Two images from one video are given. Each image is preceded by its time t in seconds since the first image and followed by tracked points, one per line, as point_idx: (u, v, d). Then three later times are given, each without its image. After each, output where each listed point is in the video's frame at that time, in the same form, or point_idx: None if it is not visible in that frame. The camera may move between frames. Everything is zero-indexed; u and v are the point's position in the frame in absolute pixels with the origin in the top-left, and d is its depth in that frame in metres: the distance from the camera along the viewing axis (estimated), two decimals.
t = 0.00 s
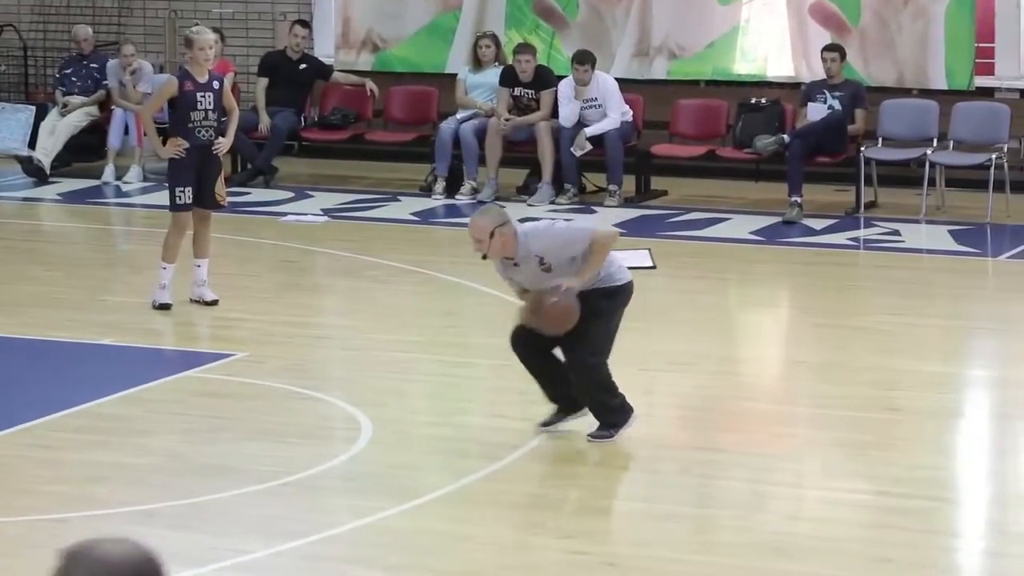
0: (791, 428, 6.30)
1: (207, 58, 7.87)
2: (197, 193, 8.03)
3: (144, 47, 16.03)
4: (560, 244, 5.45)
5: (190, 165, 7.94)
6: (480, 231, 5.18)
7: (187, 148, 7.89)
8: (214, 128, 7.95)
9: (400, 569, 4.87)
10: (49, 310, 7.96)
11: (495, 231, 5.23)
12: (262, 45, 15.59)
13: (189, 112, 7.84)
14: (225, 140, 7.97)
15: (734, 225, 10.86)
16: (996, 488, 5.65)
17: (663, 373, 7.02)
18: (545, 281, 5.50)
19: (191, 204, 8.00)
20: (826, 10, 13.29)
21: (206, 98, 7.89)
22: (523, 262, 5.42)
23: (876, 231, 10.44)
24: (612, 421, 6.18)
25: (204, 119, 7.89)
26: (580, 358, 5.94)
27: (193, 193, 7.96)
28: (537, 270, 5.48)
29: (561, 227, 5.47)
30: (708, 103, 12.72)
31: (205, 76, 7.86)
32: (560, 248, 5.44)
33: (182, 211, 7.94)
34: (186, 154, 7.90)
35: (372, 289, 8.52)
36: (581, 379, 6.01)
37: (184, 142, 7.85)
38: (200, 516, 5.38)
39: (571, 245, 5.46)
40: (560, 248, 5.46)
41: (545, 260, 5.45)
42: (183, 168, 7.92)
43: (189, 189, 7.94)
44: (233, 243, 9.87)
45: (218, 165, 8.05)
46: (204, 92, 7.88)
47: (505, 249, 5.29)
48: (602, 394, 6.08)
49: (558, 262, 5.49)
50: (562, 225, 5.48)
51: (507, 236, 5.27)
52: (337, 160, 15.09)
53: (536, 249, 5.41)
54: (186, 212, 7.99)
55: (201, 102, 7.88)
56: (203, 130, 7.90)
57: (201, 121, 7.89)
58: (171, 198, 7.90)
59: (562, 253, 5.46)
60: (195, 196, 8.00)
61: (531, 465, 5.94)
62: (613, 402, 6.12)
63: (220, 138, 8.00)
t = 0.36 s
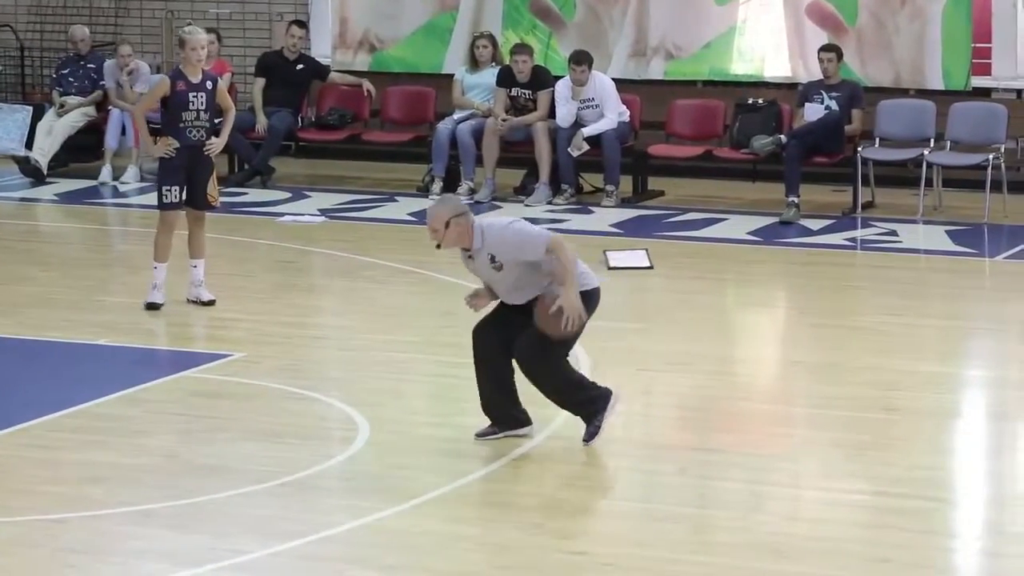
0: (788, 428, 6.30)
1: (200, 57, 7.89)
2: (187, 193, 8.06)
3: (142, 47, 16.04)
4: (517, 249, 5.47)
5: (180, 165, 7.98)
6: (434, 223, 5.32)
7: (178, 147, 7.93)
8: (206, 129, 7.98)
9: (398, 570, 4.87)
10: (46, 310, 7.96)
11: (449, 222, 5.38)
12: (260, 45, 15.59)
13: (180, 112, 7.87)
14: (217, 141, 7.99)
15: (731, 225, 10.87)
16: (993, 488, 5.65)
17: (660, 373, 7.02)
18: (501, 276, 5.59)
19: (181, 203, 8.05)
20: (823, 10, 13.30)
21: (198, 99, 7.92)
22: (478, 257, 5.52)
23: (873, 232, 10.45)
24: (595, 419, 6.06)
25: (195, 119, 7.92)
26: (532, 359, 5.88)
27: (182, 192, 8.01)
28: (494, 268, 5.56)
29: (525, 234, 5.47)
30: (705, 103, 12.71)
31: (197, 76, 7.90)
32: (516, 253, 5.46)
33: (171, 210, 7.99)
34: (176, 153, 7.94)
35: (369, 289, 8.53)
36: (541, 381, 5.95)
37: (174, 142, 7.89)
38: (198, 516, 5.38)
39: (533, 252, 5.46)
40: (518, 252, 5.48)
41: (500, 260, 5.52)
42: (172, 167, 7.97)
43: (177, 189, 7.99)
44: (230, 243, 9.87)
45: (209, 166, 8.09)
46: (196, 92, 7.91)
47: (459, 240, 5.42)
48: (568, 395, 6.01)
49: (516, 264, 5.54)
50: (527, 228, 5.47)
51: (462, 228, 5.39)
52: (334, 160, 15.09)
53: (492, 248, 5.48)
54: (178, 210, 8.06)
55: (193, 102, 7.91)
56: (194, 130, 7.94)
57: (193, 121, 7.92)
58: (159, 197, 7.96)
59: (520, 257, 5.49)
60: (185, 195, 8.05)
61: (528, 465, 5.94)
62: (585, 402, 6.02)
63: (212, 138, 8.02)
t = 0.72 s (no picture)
0: (799, 429, 6.28)
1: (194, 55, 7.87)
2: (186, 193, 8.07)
3: (148, 46, 16.02)
4: (559, 227, 5.47)
5: (176, 165, 8.00)
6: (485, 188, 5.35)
7: (174, 146, 7.94)
8: (201, 128, 7.97)
9: (407, 570, 4.86)
10: (52, 310, 7.95)
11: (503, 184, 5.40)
12: (266, 44, 15.58)
13: (175, 111, 7.86)
14: (214, 141, 7.97)
15: (738, 225, 10.85)
16: (1002, 489, 5.63)
17: (669, 373, 7.00)
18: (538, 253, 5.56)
19: (180, 203, 8.06)
20: (832, 9, 13.29)
21: (193, 97, 7.90)
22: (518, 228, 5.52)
23: (880, 231, 10.42)
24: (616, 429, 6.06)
25: (189, 118, 7.90)
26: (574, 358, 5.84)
27: (179, 191, 8.01)
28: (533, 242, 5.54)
29: (569, 213, 5.48)
30: (714, 103, 12.71)
31: (191, 74, 7.88)
32: (556, 229, 5.44)
33: (170, 210, 8.01)
34: (172, 153, 7.96)
35: (377, 289, 8.51)
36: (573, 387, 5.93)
37: (170, 141, 7.90)
38: (205, 516, 5.36)
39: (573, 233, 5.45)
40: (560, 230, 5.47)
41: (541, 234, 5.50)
42: (169, 167, 7.98)
43: (175, 189, 8.00)
44: (238, 243, 9.86)
45: (207, 164, 8.06)
46: (190, 91, 7.89)
47: (506, 205, 5.44)
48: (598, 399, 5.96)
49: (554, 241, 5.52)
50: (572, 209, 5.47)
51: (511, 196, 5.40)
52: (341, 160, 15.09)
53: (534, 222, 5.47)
54: (178, 210, 8.07)
55: (187, 101, 7.89)
56: (189, 130, 7.94)
57: (187, 120, 7.91)
58: (156, 197, 7.98)
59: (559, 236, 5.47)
60: (183, 196, 8.05)
61: (539, 466, 5.92)
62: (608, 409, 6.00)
63: (209, 139, 8.01)
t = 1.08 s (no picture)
0: (795, 426, 6.27)
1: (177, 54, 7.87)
2: (173, 192, 8.04)
3: (145, 44, 16.00)
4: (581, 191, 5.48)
5: (161, 164, 7.98)
6: (522, 130, 5.37)
7: (157, 146, 7.94)
8: (185, 126, 7.95)
9: (404, 567, 4.85)
10: (50, 308, 7.94)
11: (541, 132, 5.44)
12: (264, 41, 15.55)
13: (157, 109, 7.87)
14: (199, 139, 7.94)
15: (736, 222, 10.84)
16: (999, 487, 5.63)
17: (666, 371, 7.00)
18: (552, 213, 5.56)
19: (166, 202, 8.03)
20: (829, 6, 13.30)
21: (175, 96, 7.90)
22: (541, 181, 5.52)
23: (877, 228, 10.42)
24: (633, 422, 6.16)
25: (172, 117, 7.90)
26: (591, 357, 5.87)
27: (164, 192, 7.99)
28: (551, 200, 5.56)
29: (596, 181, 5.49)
30: (711, 100, 12.71)
31: (174, 72, 7.88)
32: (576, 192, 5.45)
33: (155, 209, 8.00)
34: (155, 153, 7.95)
35: (373, 286, 8.51)
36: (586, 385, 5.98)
37: (153, 140, 7.90)
38: (202, 514, 5.36)
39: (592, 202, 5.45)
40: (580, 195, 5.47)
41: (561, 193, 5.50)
42: (154, 167, 7.97)
43: (160, 188, 7.97)
44: (235, 241, 9.85)
45: (194, 163, 8.05)
46: (173, 89, 7.89)
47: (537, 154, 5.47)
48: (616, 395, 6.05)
49: (572, 205, 5.52)
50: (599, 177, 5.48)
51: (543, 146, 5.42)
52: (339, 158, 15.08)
53: (558, 178, 5.47)
54: (165, 209, 8.05)
55: (170, 99, 7.90)
56: (173, 129, 7.92)
57: (170, 119, 7.91)
58: (140, 196, 7.95)
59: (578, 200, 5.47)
60: (170, 196, 8.03)
61: (536, 463, 5.92)
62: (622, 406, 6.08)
63: (194, 137, 7.99)
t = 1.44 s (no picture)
0: (784, 424, 6.27)
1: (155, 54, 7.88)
2: (154, 191, 8.05)
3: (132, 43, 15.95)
4: (590, 164, 5.60)
5: (140, 164, 7.99)
6: (543, 91, 5.54)
7: (135, 146, 7.94)
8: (162, 126, 7.96)
9: (393, 566, 4.85)
10: (39, 306, 7.94)
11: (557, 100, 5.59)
12: (252, 39, 15.50)
13: (134, 109, 7.89)
14: (177, 140, 7.93)
15: (725, 220, 10.85)
16: (988, 485, 5.63)
17: (656, 368, 7.00)
18: (555, 182, 5.67)
19: (147, 202, 8.04)
20: (819, 5, 13.31)
21: (153, 95, 7.91)
22: (551, 149, 5.66)
23: (867, 227, 10.43)
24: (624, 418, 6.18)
25: (150, 117, 7.91)
26: (598, 353, 5.84)
27: (144, 191, 8.00)
28: (557, 170, 5.67)
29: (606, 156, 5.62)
30: (700, 98, 12.71)
31: (152, 72, 7.89)
32: (586, 163, 5.58)
33: (136, 207, 8.01)
34: (133, 152, 7.96)
35: (362, 284, 8.52)
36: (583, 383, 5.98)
37: (131, 140, 7.91)
38: (192, 514, 5.35)
39: (598, 175, 5.59)
40: (587, 168, 5.61)
41: (568, 163, 5.64)
42: (133, 166, 7.98)
43: (139, 187, 7.98)
44: (224, 239, 9.85)
45: (174, 163, 8.04)
46: (150, 89, 7.90)
47: (550, 121, 5.62)
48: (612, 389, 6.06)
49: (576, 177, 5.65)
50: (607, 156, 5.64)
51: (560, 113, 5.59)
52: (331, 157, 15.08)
53: (569, 147, 5.62)
54: (147, 208, 8.06)
55: (147, 99, 7.91)
56: (150, 128, 7.94)
57: (148, 119, 7.92)
58: (121, 196, 7.97)
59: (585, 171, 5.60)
60: (150, 195, 8.03)
61: (524, 461, 5.91)
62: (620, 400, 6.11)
63: (172, 137, 7.98)
